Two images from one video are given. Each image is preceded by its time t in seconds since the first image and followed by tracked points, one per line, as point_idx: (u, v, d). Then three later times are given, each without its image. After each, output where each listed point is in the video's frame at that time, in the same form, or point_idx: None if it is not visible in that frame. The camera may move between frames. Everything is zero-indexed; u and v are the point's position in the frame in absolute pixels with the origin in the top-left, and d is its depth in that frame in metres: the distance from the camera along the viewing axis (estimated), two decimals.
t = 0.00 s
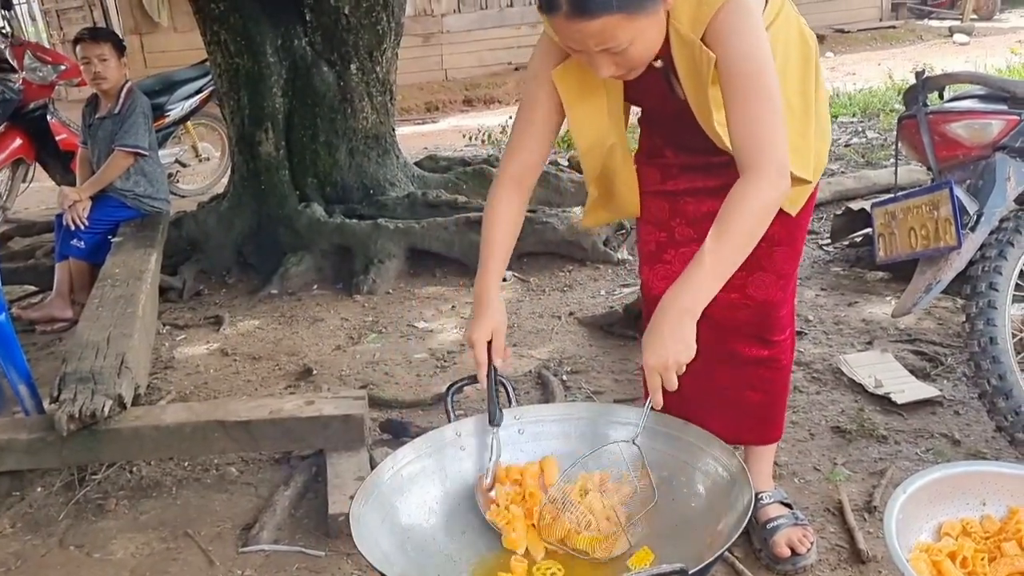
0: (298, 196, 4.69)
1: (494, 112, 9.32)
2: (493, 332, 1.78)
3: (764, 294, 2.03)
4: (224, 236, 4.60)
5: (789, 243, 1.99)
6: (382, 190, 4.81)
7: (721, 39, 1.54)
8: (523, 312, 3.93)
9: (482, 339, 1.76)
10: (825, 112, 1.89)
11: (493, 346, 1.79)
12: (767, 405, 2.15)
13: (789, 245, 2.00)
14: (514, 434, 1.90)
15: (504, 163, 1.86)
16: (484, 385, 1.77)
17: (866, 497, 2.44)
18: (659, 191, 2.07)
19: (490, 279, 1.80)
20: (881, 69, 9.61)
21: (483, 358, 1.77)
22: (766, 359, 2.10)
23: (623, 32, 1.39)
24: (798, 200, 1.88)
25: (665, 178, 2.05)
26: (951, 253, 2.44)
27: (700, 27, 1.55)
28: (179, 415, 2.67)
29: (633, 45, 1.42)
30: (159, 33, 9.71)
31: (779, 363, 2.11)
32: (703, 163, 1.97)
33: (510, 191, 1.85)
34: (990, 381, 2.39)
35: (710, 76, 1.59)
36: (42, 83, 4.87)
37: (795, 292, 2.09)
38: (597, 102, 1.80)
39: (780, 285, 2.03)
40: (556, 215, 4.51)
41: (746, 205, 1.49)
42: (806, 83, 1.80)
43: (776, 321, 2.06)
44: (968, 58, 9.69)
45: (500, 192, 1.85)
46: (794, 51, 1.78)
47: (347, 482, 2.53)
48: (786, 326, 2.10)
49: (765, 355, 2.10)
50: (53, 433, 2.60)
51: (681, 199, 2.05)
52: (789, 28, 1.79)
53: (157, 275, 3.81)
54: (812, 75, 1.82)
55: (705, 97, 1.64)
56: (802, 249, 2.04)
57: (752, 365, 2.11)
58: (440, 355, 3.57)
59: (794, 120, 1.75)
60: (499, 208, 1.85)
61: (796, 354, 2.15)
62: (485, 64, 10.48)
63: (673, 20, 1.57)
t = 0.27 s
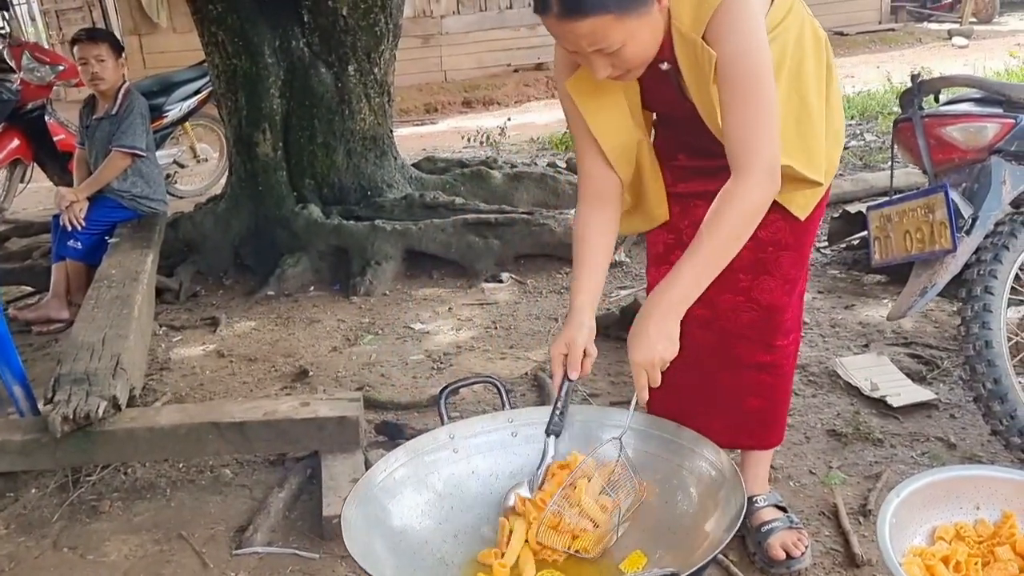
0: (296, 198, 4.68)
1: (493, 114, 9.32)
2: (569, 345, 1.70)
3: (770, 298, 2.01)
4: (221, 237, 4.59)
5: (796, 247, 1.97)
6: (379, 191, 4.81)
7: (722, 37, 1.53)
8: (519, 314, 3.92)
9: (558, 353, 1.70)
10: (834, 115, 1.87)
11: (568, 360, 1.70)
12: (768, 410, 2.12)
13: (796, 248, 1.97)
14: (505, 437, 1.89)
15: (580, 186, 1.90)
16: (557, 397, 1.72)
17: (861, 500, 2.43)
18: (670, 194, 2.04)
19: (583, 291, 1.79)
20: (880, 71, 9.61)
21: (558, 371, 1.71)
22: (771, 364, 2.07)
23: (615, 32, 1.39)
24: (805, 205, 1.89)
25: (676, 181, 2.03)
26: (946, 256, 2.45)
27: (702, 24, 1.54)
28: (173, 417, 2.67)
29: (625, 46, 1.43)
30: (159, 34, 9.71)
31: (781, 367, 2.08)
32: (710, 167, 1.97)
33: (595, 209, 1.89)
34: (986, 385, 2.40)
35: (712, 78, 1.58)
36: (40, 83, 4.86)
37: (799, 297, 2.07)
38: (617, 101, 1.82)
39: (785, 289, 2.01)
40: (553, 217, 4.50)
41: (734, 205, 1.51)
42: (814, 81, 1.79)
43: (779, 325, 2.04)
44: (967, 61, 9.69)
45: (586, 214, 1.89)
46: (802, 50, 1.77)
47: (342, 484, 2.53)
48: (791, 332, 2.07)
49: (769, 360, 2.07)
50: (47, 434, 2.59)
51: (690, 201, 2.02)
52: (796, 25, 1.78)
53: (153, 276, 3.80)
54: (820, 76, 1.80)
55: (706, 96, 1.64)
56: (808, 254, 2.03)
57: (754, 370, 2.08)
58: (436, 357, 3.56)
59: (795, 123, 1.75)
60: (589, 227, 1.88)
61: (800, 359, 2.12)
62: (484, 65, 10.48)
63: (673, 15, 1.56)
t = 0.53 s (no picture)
0: (293, 200, 4.68)
1: (491, 116, 9.33)
2: (593, 336, 1.72)
3: (768, 300, 2.01)
4: (219, 239, 4.59)
5: (795, 250, 1.97)
6: (377, 193, 4.80)
7: (719, 47, 1.54)
8: (517, 316, 3.92)
9: (582, 342, 1.71)
10: (834, 118, 1.87)
11: (592, 351, 1.71)
12: (767, 412, 2.11)
13: (795, 250, 1.97)
14: (502, 439, 1.88)
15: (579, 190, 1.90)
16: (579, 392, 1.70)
17: (858, 503, 2.43)
18: (671, 196, 2.04)
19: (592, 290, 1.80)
20: (878, 74, 9.61)
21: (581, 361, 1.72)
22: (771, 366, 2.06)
23: (613, 37, 1.39)
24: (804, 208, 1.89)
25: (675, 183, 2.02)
26: (942, 258, 2.45)
27: (700, 33, 1.54)
28: (170, 419, 2.66)
29: (623, 51, 1.42)
30: (157, 36, 9.71)
31: (778, 368, 2.07)
32: (709, 170, 1.97)
33: (597, 212, 1.88)
34: (982, 387, 2.40)
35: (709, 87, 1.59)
36: (38, 85, 4.85)
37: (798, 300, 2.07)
38: (615, 107, 1.82)
39: (784, 292, 2.01)
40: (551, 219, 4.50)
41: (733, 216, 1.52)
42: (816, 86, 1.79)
43: (778, 327, 2.03)
44: (965, 64, 9.69)
45: (589, 217, 1.89)
46: (805, 55, 1.76)
47: (338, 486, 2.52)
48: (789, 334, 2.07)
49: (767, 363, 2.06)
50: (43, 436, 2.59)
51: (690, 203, 2.02)
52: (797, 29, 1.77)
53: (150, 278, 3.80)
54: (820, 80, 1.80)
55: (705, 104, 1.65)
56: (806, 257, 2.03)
57: (752, 374, 2.08)
58: (433, 359, 3.56)
59: (794, 127, 1.73)
60: (591, 230, 1.88)
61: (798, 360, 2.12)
62: (483, 67, 10.48)
63: (671, 20, 1.56)
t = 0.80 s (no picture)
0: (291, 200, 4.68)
1: (490, 116, 9.33)
2: (519, 326, 1.78)
3: (759, 298, 2.01)
4: (217, 240, 4.59)
5: (784, 248, 1.97)
6: (375, 193, 4.79)
7: (710, 53, 1.53)
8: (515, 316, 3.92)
9: (507, 329, 1.76)
10: (819, 117, 1.89)
11: (514, 339, 1.78)
12: (759, 409, 2.11)
13: (784, 248, 1.97)
14: (498, 438, 1.88)
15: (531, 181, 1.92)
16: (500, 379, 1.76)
17: (855, 502, 2.43)
18: (655, 196, 2.04)
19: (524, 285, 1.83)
20: (876, 74, 9.62)
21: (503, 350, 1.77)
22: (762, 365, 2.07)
23: (605, 40, 1.39)
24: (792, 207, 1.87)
25: (661, 183, 2.02)
26: (939, 258, 2.45)
27: (689, 39, 1.54)
28: (167, 419, 2.66)
29: (614, 55, 1.42)
30: (155, 36, 9.71)
31: (770, 366, 2.08)
32: (696, 169, 1.96)
33: (542, 207, 1.90)
34: (980, 386, 2.40)
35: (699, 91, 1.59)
36: (36, 85, 4.85)
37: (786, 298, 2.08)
38: (595, 112, 1.82)
39: (774, 290, 2.01)
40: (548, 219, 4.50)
41: (737, 223, 1.53)
42: (800, 88, 1.80)
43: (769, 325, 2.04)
44: (963, 64, 9.70)
45: (532, 210, 1.91)
46: (788, 56, 1.78)
47: (336, 486, 2.52)
48: (779, 331, 2.07)
49: (758, 362, 2.07)
50: (41, 436, 2.58)
51: (677, 202, 2.01)
52: (780, 30, 1.78)
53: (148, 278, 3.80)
54: (807, 81, 1.81)
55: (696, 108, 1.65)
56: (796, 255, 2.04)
57: (744, 372, 2.08)
58: (431, 359, 3.56)
59: (779, 130, 1.77)
60: (533, 224, 1.90)
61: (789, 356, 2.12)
62: (481, 68, 10.48)
63: (661, 27, 1.56)
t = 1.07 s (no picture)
0: (291, 200, 4.68)
1: (490, 117, 9.34)
2: (455, 356, 1.75)
3: (745, 297, 2.00)
4: (217, 240, 4.59)
5: (769, 242, 1.97)
6: (375, 193, 4.80)
7: (691, 59, 1.53)
8: (515, 317, 3.92)
9: (444, 360, 1.73)
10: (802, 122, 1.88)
11: (451, 371, 1.74)
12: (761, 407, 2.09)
13: (768, 244, 1.97)
14: (498, 437, 1.88)
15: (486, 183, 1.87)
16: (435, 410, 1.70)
17: (855, 501, 2.44)
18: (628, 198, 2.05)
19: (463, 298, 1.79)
20: (876, 75, 9.62)
21: (438, 381, 1.73)
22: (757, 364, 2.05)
23: (585, 38, 1.39)
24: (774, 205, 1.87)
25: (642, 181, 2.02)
26: (939, 257, 2.45)
27: (670, 44, 1.54)
28: (168, 418, 2.66)
29: (595, 53, 1.42)
30: (155, 36, 9.71)
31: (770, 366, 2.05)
32: (678, 168, 1.96)
33: (490, 212, 1.85)
34: (979, 386, 2.40)
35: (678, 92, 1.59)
36: (36, 85, 4.85)
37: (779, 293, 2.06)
38: (570, 116, 1.80)
39: (763, 288, 2.00)
40: (548, 219, 4.51)
41: (728, 229, 1.52)
42: (782, 93, 1.80)
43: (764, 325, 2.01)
44: (962, 64, 9.71)
45: (481, 214, 1.85)
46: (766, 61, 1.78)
47: (336, 485, 2.53)
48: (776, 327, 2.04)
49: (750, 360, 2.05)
50: (41, 435, 2.59)
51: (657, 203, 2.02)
52: (759, 36, 1.78)
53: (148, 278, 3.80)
54: (788, 86, 1.81)
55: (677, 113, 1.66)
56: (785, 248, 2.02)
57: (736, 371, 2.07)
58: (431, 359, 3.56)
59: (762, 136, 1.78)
60: (481, 229, 1.85)
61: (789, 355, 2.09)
62: (481, 68, 10.48)
63: (642, 32, 1.57)
